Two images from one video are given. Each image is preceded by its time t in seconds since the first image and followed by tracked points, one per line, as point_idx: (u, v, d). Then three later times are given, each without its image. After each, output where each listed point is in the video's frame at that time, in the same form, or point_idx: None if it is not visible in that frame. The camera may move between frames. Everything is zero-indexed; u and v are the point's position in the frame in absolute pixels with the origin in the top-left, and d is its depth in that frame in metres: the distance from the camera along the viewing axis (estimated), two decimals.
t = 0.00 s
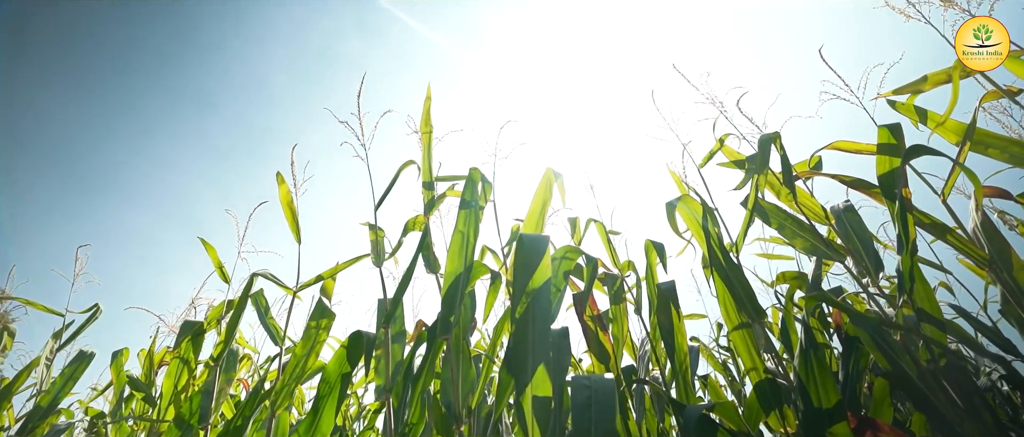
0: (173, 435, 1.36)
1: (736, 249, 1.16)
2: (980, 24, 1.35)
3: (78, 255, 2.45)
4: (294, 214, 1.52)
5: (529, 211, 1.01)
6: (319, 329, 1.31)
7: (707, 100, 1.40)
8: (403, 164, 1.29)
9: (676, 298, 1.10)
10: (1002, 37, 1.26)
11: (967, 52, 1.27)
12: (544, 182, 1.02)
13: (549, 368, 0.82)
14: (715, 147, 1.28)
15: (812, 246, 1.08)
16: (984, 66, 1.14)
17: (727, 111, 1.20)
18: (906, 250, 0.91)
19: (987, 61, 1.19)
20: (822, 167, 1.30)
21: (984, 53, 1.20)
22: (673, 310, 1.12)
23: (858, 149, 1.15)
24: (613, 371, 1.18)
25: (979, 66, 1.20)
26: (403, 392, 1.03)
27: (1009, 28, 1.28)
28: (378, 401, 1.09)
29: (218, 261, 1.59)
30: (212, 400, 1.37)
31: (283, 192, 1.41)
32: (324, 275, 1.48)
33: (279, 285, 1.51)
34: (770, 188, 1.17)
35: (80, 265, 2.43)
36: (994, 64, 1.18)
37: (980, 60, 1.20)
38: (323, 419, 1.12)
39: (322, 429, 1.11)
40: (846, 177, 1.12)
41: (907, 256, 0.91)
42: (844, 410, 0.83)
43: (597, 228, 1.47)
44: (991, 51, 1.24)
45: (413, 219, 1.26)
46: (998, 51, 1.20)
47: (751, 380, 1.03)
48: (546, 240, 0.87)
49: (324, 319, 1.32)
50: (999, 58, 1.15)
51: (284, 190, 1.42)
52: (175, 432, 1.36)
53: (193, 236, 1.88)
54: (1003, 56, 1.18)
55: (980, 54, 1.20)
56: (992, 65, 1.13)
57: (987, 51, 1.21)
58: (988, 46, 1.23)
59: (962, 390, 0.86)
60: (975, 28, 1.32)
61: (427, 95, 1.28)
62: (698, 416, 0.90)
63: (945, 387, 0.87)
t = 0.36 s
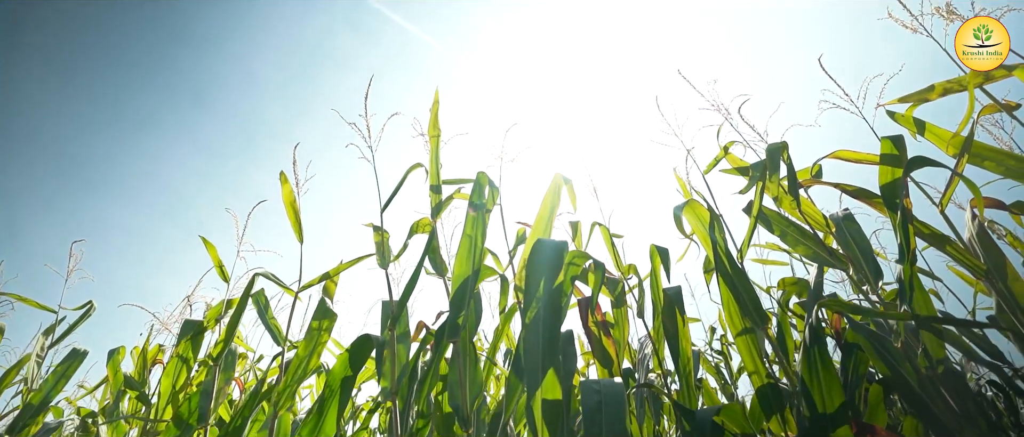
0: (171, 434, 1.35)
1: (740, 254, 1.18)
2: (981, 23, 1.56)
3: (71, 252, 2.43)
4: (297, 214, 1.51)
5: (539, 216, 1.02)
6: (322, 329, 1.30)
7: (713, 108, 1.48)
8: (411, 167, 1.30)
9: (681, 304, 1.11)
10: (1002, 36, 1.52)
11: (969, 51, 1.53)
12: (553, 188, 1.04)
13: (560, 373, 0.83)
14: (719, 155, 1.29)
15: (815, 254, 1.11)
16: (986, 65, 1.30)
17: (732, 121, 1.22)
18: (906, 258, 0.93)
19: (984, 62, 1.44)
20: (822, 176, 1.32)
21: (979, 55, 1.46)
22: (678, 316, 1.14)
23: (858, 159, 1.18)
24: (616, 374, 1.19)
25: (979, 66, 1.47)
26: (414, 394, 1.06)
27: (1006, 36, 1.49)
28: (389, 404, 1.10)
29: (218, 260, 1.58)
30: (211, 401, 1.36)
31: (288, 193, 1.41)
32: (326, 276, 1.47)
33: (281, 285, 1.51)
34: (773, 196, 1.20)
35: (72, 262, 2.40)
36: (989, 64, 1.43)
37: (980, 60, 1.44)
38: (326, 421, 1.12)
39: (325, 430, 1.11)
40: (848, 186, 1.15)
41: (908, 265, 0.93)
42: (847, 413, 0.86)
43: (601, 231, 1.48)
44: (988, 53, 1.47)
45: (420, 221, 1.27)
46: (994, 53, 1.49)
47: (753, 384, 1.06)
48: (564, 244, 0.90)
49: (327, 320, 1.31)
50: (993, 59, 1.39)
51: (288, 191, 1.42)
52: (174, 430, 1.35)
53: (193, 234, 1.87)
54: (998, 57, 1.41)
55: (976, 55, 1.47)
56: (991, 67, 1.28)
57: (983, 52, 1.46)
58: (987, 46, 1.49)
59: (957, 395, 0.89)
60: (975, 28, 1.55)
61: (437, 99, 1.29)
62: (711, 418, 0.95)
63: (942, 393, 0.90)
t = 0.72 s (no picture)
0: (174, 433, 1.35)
1: (746, 258, 1.19)
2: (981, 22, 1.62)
3: (67, 249, 2.41)
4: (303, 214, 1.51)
5: (550, 218, 1.03)
6: (328, 329, 1.30)
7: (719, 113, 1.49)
8: (420, 167, 1.30)
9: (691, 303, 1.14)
10: (1000, 37, 1.59)
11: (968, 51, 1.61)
12: (564, 191, 1.04)
13: (573, 373, 0.84)
14: (725, 159, 1.30)
15: (820, 257, 1.13)
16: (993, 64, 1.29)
17: (738, 126, 1.23)
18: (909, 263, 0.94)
19: (985, 62, 1.60)
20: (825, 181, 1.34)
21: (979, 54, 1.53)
22: (686, 318, 1.15)
23: (862, 165, 1.20)
24: (622, 375, 1.20)
25: (978, 65, 1.63)
26: (420, 395, 1.05)
27: (1007, 35, 1.54)
28: (398, 401, 1.10)
29: (222, 259, 1.58)
30: (215, 400, 1.36)
31: (294, 192, 1.41)
32: (332, 275, 1.47)
33: (287, 284, 1.51)
34: (778, 200, 1.21)
35: (69, 260, 2.39)
36: (990, 65, 1.60)
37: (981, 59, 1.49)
38: (333, 420, 1.11)
39: (333, 428, 1.10)
40: (851, 192, 1.17)
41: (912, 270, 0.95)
42: (852, 414, 0.87)
43: (607, 233, 1.49)
44: (988, 52, 1.63)
45: (428, 222, 1.27)
46: (994, 53, 1.56)
47: (759, 386, 1.07)
48: (579, 247, 0.91)
49: (333, 320, 1.31)
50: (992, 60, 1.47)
51: (295, 190, 1.42)
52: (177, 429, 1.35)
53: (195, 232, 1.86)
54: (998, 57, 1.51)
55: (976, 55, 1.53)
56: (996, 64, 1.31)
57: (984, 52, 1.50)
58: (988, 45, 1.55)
59: (957, 396, 0.91)
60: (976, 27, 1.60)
61: (446, 100, 1.30)
62: (732, 419, 0.96)
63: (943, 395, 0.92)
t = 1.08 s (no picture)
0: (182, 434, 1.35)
1: (754, 260, 1.20)
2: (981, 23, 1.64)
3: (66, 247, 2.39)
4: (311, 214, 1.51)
5: (563, 220, 1.04)
6: (337, 329, 1.30)
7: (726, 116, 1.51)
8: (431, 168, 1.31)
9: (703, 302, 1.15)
10: (1000, 36, 1.61)
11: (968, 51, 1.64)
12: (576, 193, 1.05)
13: (588, 374, 0.85)
14: (732, 161, 1.32)
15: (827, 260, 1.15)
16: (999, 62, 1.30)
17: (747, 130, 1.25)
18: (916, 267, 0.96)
19: (984, 62, 1.62)
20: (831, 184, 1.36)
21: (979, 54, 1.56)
22: (695, 320, 1.17)
23: (869, 169, 1.21)
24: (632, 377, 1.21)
25: (979, 65, 1.67)
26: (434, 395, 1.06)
27: (1007, 36, 1.57)
28: (410, 403, 1.10)
29: (228, 259, 1.57)
30: (223, 400, 1.36)
31: (304, 193, 1.41)
32: (340, 276, 1.48)
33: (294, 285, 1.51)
34: (786, 203, 1.23)
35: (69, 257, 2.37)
36: (989, 65, 1.62)
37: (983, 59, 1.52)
38: (344, 421, 1.12)
39: (345, 430, 1.11)
40: (858, 196, 1.19)
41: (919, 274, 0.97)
42: (863, 415, 0.89)
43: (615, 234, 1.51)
44: (988, 52, 1.66)
45: (438, 223, 1.28)
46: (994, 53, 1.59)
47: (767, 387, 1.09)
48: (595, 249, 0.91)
49: (342, 321, 1.32)
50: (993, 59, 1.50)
51: (304, 190, 1.42)
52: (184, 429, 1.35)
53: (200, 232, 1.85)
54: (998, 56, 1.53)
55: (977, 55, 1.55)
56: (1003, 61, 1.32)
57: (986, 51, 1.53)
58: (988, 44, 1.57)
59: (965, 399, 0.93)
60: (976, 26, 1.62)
61: (457, 101, 1.30)
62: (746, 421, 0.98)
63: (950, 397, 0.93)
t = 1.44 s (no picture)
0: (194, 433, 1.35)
1: (765, 259, 1.21)
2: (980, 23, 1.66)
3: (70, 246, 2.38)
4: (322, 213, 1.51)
5: (578, 219, 1.05)
6: (349, 329, 1.31)
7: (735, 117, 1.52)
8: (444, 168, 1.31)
9: (713, 305, 1.15)
10: (999, 36, 1.63)
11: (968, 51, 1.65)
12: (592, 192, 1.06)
13: (606, 372, 0.86)
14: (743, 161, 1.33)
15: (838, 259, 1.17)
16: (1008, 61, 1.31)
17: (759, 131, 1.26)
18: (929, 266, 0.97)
19: (985, 61, 1.63)
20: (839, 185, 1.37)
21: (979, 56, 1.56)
22: (707, 319, 1.17)
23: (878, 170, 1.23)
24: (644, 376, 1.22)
25: (978, 65, 1.66)
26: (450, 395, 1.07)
27: (1007, 36, 1.58)
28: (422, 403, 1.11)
29: (238, 258, 1.57)
30: (234, 399, 1.36)
31: (315, 193, 1.41)
32: (351, 276, 1.48)
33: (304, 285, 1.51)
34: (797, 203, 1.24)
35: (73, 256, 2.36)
36: (990, 64, 1.62)
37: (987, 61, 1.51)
38: (359, 420, 1.12)
39: (359, 429, 1.12)
40: (868, 196, 1.20)
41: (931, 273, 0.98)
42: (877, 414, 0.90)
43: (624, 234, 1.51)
44: (988, 52, 1.66)
45: (450, 222, 1.28)
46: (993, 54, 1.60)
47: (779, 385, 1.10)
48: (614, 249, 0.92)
49: (354, 321, 1.32)
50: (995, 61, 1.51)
51: (316, 190, 1.42)
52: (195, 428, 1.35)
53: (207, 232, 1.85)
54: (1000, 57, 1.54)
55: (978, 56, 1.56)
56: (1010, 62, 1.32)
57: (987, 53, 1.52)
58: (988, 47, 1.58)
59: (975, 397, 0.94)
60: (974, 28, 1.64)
61: (469, 101, 1.30)
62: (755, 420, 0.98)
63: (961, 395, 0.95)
